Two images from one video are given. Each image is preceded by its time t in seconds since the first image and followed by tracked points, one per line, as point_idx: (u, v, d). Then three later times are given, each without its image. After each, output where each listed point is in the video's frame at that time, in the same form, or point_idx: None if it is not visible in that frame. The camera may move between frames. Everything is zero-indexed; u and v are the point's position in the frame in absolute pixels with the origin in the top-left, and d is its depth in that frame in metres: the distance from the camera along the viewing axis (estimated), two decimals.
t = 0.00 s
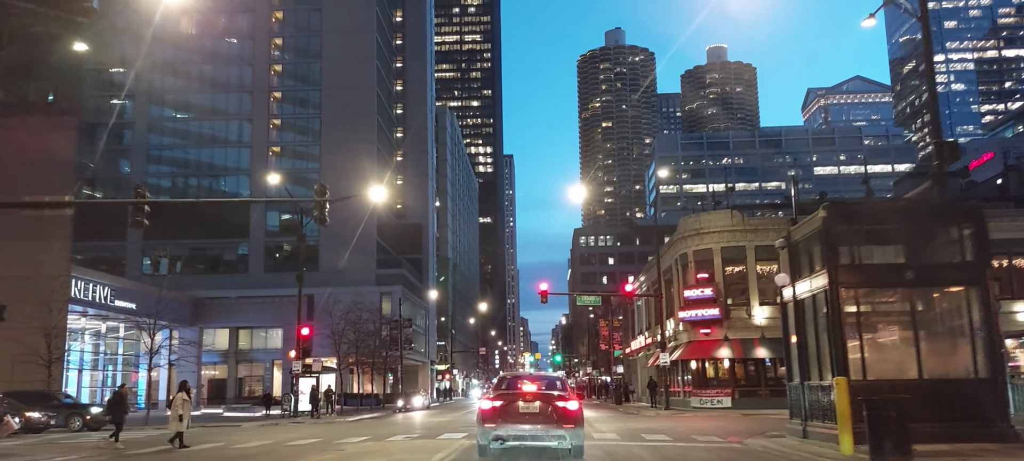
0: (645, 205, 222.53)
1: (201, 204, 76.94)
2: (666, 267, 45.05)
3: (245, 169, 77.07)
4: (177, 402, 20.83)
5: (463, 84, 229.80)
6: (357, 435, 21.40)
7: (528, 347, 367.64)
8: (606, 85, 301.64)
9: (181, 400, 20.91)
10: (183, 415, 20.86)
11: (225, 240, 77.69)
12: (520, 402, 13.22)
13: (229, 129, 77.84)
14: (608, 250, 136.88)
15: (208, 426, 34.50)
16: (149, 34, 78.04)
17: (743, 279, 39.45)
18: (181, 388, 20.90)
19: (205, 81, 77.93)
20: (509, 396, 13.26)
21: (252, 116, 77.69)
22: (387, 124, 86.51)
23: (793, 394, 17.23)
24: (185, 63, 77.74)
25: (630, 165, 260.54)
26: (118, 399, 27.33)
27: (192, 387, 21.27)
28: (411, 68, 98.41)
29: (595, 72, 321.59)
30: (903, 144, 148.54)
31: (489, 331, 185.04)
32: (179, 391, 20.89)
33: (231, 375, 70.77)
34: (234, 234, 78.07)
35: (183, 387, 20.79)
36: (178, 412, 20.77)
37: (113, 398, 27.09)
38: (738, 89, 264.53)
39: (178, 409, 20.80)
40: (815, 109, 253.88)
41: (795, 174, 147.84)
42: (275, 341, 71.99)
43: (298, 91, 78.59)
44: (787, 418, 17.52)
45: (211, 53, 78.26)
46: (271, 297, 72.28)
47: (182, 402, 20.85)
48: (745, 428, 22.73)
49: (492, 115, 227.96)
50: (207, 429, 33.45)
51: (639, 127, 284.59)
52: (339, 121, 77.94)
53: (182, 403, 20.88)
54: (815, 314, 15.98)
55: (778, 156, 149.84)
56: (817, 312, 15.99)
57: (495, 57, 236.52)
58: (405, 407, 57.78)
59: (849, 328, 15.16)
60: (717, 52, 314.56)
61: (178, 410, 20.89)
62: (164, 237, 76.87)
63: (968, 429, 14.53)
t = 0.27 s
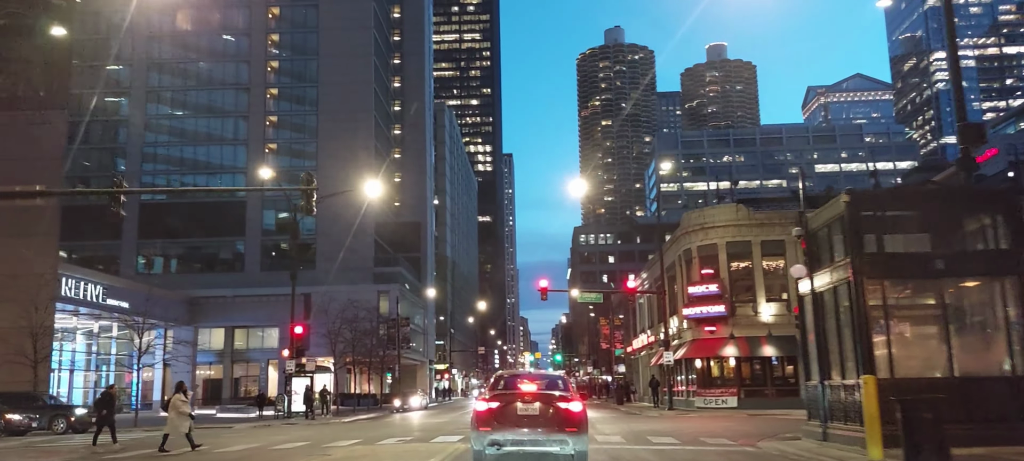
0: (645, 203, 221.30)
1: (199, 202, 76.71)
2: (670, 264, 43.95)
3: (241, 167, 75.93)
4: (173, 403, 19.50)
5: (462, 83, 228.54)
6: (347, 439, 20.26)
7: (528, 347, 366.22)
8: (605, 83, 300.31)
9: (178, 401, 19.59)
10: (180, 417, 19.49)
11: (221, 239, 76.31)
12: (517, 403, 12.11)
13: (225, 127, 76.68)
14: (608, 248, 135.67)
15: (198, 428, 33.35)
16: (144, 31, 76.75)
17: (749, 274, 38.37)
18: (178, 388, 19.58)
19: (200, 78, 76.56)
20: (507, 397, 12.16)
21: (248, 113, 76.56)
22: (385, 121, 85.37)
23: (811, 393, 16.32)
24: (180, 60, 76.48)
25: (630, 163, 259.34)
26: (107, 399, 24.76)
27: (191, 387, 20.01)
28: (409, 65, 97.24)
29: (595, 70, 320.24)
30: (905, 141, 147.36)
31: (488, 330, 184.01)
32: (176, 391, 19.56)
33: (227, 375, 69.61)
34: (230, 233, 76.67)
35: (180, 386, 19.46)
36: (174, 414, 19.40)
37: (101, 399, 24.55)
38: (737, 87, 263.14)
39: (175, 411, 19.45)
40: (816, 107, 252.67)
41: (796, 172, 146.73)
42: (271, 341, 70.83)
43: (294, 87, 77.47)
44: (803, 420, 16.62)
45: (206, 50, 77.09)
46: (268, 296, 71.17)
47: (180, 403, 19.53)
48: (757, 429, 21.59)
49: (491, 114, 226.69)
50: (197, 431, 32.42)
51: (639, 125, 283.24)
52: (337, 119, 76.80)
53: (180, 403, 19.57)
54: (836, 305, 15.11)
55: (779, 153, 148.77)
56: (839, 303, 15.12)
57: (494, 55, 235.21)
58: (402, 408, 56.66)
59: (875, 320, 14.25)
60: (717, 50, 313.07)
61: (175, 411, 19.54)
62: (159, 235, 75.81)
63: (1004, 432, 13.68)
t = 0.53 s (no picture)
0: (645, 203, 220.40)
1: (196, 201, 75.68)
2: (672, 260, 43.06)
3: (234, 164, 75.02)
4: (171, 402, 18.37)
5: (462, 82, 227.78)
6: (339, 442, 19.34)
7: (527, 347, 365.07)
8: (605, 82, 299.52)
9: (177, 401, 18.44)
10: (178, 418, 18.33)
11: (216, 238, 75.40)
12: (513, 405, 11.21)
13: (220, 124, 75.59)
14: (608, 248, 134.69)
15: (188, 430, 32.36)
16: (139, 27, 76.00)
17: (753, 271, 37.41)
18: (178, 387, 18.44)
19: (195, 75, 75.78)
20: (504, 398, 11.27)
21: (243, 111, 75.66)
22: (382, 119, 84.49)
23: (827, 393, 15.58)
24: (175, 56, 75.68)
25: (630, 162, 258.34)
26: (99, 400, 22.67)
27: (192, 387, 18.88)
28: (406, 62, 96.40)
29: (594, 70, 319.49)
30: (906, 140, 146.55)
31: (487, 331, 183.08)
32: (175, 390, 18.42)
33: (222, 376, 68.62)
34: (226, 232, 75.71)
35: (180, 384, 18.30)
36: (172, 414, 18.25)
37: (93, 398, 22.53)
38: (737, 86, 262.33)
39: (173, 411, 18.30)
40: (816, 106, 251.85)
41: (796, 170, 145.94)
42: (266, 341, 69.90)
43: (290, 84, 76.57)
44: (819, 421, 15.88)
45: (201, 47, 76.20)
46: (264, 296, 70.21)
47: (178, 403, 18.38)
48: (767, 430, 20.68)
49: (491, 113, 225.84)
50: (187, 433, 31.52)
51: (639, 125, 282.36)
52: (333, 116, 75.90)
53: (179, 404, 18.41)
54: (854, 301, 14.31)
55: (779, 152, 148.07)
56: (857, 299, 14.32)
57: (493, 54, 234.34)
58: (399, 408, 55.69)
59: (896, 316, 13.42)
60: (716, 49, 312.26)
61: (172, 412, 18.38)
62: (154, 234, 74.90)
63: None
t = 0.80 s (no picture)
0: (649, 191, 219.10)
1: (194, 186, 74.42)
2: (678, 246, 42.07)
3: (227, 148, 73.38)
4: (173, 391, 17.39)
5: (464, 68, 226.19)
6: (328, 433, 18.33)
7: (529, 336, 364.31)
8: (609, 69, 297.42)
9: (180, 390, 17.46)
10: (179, 408, 17.43)
11: (214, 224, 74.36)
12: (511, 397, 10.22)
13: (219, 108, 74.30)
14: (612, 236, 133.51)
15: (179, 417, 31.47)
16: (137, 10, 74.98)
17: (761, 258, 36.48)
18: (181, 376, 17.42)
19: (194, 59, 74.78)
20: (500, 389, 10.28)
21: (243, 94, 74.58)
22: (383, 103, 83.36)
23: (849, 385, 14.64)
24: (174, 39, 74.61)
25: (634, 150, 256.60)
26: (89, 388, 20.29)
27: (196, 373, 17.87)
28: (408, 46, 95.24)
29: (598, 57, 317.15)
30: (912, 128, 144.99)
31: (489, 319, 182.24)
32: (178, 378, 17.38)
33: (221, 362, 67.83)
34: (225, 217, 74.66)
35: (183, 374, 17.24)
36: (173, 405, 17.31)
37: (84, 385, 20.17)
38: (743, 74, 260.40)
39: (174, 401, 17.36)
40: (821, 95, 249.80)
41: (801, 159, 144.51)
42: (264, 326, 69.08)
43: (290, 68, 75.37)
44: (840, 415, 14.95)
45: (200, 29, 75.07)
46: (263, 281, 69.37)
47: (180, 393, 17.40)
48: (781, 424, 19.64)
49: (494, 100, 224.29)
50: (178, 420, 30.60)
51: (643, 113, 280.20)
52: (333, 100, 74.67)
53: (181, 393, 17.43)
54: (883, 285, 13.39)
55: (785, 140, 146.68)
56: (886, 283, 13.40)
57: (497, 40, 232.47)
58: (398, 396, 54.83)
59: (930, 302, 12.48)
60: (722, 37, 309.69)
61: (174, 401, 17.43)
62: (152, 219, 73.90)
63: None
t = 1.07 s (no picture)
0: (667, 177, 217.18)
1: (206, 163, 73.77)
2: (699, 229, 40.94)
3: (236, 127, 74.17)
4: (192, 365, 16.62)
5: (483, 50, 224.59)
6: (330, 414, 17.54)
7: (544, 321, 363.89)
8: (629, 53, 294.58)
9: (199, 364, 16.69)
10: (199, 382, 16.67)
11: (226, 202, 73.60)
12: (526, 382, 9.29)
13: (234, 86, 73.75)
14: (629, 221, 132.17)
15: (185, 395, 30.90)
16: None
17: (785, 243, 35.29)
18: (200, 349, 16.62)
19: (209, 35, 74.03)
20: (509, 372, 9.34)
21: (258, 71, 73.84)
22: (400, 83, 82.42)
23: (889, 375, 13.55)
24: (189, 15, 73.91)
25: (652, 135, 254.26)
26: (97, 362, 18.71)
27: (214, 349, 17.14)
28: (426, 25, 94.11)
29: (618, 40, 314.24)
30: (936, 115, 142.24)
31: (502, 302, 181.72)
32: (196, 352, 16.58)
33: (233, 340, 67.59)
34: (238, 195, 73.98)
35: (201, 347, 16.46)
36: (193, 379, 16.56)
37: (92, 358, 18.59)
38: (764, 59, 256.61)
39: (194, 375, 16.61)
40: (843, 81, 246.05)
41: (823, 145, 142.33)
42: (277, 305, 68.73)
43: (306, 45, 74.54)
44: (876, 407, 13.91)
45: (216, 5, 74.33)
46: (276, 259, 68.88)
47: (199, 367, 16.63)
48: (806, 414, 18.65)
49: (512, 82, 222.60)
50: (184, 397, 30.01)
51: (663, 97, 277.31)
52: (349, 79, 73.66)
53: (200, 367, 16.67)
54: (927, 268, 12.34)
55: (806, 126, 144.08)
56: (931, 266, 12.33)
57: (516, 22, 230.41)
58: (410, 377, 54.23)
59: (982, 287, 11.41)
60: (743, 21, 305.79)
61: (194, 375, 16.67)
62: (166, 195, 73.34)
63: None
